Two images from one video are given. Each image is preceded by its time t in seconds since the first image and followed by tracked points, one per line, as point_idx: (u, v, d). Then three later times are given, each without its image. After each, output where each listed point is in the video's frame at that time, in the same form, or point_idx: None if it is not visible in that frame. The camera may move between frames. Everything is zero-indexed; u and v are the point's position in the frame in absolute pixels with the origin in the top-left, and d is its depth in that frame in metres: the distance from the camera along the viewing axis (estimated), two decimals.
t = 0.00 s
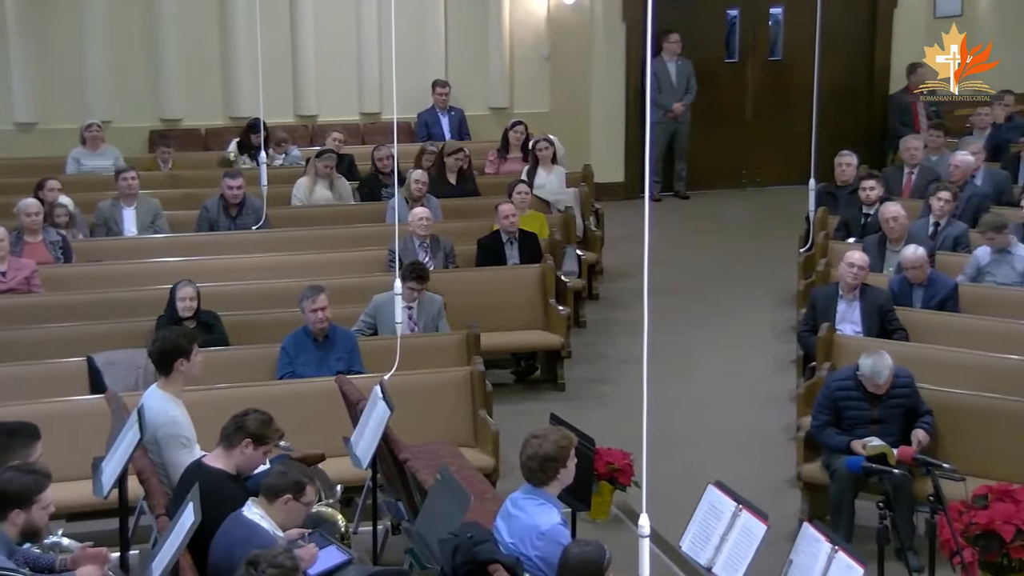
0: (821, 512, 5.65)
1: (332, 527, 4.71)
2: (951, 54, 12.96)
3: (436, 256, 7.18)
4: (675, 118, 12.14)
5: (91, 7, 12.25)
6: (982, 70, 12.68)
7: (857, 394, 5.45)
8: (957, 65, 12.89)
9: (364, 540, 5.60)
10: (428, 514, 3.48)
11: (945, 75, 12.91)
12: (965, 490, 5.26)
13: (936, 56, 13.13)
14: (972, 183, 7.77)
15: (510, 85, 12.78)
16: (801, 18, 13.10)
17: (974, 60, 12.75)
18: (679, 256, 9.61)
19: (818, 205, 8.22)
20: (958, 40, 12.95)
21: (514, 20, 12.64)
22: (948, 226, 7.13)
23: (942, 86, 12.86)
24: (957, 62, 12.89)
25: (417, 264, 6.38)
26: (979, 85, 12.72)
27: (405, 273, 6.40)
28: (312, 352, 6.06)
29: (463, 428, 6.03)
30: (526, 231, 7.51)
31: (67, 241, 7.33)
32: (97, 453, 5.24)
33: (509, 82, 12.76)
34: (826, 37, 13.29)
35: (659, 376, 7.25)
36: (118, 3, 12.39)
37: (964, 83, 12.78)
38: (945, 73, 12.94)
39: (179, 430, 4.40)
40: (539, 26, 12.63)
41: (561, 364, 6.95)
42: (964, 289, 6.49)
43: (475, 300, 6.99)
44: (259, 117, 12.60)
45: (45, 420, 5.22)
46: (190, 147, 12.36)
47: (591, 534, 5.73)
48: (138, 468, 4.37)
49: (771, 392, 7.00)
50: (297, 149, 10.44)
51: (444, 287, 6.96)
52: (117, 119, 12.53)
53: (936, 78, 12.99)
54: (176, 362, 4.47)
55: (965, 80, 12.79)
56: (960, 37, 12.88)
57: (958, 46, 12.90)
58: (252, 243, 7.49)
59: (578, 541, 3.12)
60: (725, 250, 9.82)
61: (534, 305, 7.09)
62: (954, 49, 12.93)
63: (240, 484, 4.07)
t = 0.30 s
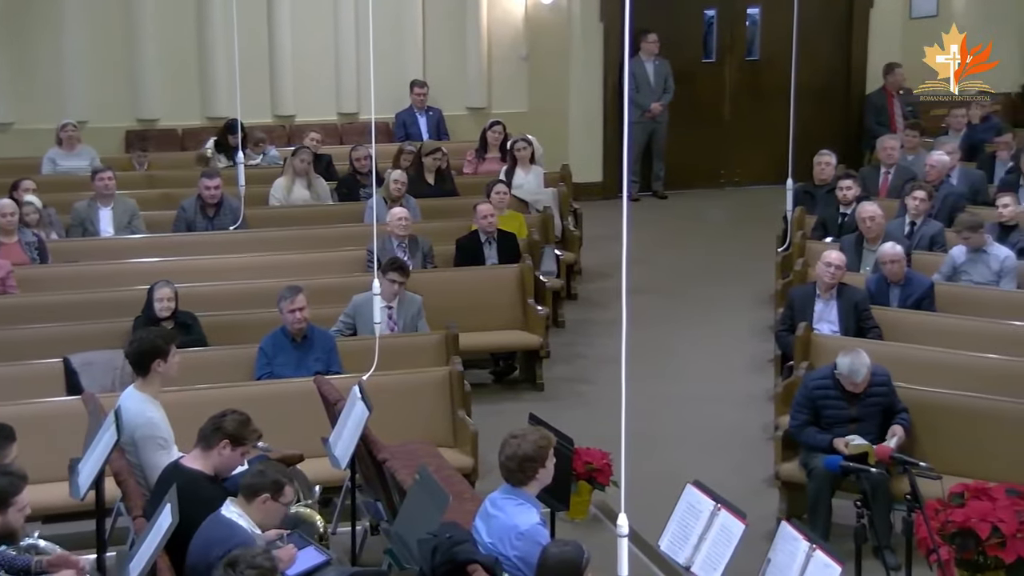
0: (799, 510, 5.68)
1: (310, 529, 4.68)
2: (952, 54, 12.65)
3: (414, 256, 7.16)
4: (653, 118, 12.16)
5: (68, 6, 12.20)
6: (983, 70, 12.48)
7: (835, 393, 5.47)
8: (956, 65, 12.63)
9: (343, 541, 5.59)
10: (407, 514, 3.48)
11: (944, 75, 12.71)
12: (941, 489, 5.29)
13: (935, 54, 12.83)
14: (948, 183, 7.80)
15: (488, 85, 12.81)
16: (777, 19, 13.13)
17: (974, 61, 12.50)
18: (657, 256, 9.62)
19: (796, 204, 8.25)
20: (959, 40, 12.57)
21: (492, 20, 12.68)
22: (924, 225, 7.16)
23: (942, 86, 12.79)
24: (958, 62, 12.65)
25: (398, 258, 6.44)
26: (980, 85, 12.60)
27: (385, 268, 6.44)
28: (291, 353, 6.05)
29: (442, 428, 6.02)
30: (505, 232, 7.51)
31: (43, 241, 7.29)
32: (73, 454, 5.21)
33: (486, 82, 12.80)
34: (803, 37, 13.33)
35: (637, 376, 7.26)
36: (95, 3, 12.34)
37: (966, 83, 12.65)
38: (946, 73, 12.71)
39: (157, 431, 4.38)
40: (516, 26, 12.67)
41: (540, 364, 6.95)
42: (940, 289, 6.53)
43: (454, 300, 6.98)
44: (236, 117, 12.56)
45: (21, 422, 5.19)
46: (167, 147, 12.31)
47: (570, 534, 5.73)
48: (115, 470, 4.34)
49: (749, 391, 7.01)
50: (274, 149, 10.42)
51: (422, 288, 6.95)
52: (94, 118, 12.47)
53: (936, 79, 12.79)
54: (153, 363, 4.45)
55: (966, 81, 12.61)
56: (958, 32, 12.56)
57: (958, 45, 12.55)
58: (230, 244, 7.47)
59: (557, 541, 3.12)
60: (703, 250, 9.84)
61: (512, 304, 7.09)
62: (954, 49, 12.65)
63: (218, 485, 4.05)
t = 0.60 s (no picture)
0: (776, 509, 5.70)
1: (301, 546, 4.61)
2: (952, 54, 12.50)
3: (391, 256, 7.15)
4: (630, 118, 12.17)
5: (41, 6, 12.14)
6: (982, 70, 12.33)
7: (811, 391, 5.50)
8: (956, 65, 12.49)
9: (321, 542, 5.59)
10: (386, 514, 3.47)
11: (944, 75, 12.60)
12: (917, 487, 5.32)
13: (934, 55, 12.68)
14: (924, 183, 7.84)
15: (465, 85, 12.82)
16: (752, 19, 13.17)
17: (973, 61, 12.38)
18: (635, 256, 9.63)
19: (772, 204, 8.27)
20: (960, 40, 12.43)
21: (468, 19, 12.70)
22: (900, 224, 7.20)
23: (942, 86, 12.66)
24: (957, 63, 12.53)
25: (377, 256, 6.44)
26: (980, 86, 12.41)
27: (363, 266, 6.46)
28: (268, 354, 6.03)
29: (420, 428, 6.02)
30: (482, 232, 7.51)
31: (17, 242, 7.25)
32: (49, 456, 5.18)
33: (463, 82, 12.81)
34: (779, 36, 13.37)
35: (615, 376, 7.27)
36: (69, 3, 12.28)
37: (965, 83, 12.48)
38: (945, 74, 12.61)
39: (134, 432, 4.35)
40: (493, 25, 12.70)
41: (518, 364, 6.95)
42: (916, 288, 6.56)
43: (432, 301, 6.98)
44: (211, 118, 12.50)
45: None
46: (142, 148, 12.24)
47: (548, 534, 5.74)
48: (91, 471, 4.31)
49: (727, 391, 7.03)
50: (250, 149, 10.38)
51: (400, 288, 6.94)
52: (68, 119, 12.41)
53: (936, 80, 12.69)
54: (130, 364, 4.42)
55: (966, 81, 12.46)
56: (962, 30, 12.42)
57: (958, 45, 12.42)
58: (206, 244, 7.44)
59: (536, 540, 3.12)
60: (680, 250, 9.85)
61: (490, 304, 7.09)
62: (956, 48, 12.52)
63: (195, 486, 4.03)
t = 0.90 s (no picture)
0: (754, 508, 5.72)
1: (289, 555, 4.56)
2: (952, 54, 12.19)
3: (369, 256, 7.14)
4: (608, 118, 12.17)
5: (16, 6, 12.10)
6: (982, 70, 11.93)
7: (788, 387, 5.52)
8: (957, 65, 12.12)
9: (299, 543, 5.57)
10: (365, 514, 3.48)
11: (944, 75, 12.24)
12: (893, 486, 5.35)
13: (934, 55, 12.36)
14: (900, 182, 7.87)
15: (443, 85, 12.79)
16: (729, 19, 13.21)
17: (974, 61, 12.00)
18: (613, 256, 9.63)
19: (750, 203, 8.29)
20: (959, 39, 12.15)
21: (446, 19, 12.70)
22: (877, 224, 7.23)
23: (942, 86, 12.33)
24: (958, 63, 12.15)
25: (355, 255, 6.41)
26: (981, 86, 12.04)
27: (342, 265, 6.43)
28: (245, 354, 6.01)
29: (398, 428, 6.02)
30: (460, 232, 7.50)
31: None
32: (24, 458, 5.16)
33: (441, 81, 12.78)
34: (756, 37, 13.41)
35: (594, 375, 7.27)
36: (46, 3, 12.22)
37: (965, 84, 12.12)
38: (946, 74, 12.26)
39: (111, 433, 4.34)
40: (471, 25, 12.69)
41: (496, 364, 6.95)
42: (893, 287, 6.58)
43: (410, 301, 6.97)
44: (188, 118, 12.45)
45: None
46: (118, 148, 12.19)
47: (527, 534, 5.74)
48: (67, 473, 4.29)
49: (705, 390, 7.05)
50: (226, 149, 10.34)
51: (378, 288, 6.93)
52: (43, 118, 12.36)
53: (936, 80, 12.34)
54: (106, 365, 4.40)
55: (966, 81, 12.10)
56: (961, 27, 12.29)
57: (959, 45, 12.10)
58: (184, 245, 7.41)
59: (516, 541, 3.12)
60: (659, 250, 9.86)
61: (468, 304, 7.08)
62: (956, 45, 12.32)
63: (171, 487, 4.01)
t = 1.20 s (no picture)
0: (732, 508, 5.73)
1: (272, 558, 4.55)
2: (952, 54, 12.25)
3: (348, 256, 7.13)
4: (586, 118, 12.18)
5: None
6: (982, 70, 12.04)
7: (765, 386, 5.53)
8: (956, 66, 12.23)
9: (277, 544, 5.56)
10: (342, 517, 3.48)
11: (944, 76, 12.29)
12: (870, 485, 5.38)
13: (934, 55, 12.43)
14: (877, 182, 7.90)
15: (421, 85, 12.72)
16: (706, 19, 13.23)
17: (974, 61, 12.11)
18: (591, 256, 9.64)
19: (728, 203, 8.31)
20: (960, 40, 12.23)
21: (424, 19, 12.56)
22: (853, 223, 7.25)
23: (941, 86, 12.38)
24: (957, 63, 12.27)
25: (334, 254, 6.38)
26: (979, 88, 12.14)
27: (320, 265, 6.40)
28: (223, 355, 5.99)
29: (377, 428, 6.01)
30: (439, 232, 7.50)
31: None
32: None
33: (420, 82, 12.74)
34: (734, 38, 13.42)
35: (572, 376, 7.28)
36: (21, 3, 12.17)
37: (965, 84, 12.20)
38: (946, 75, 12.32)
39: (87, 435, 4.32)
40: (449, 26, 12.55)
41: (475, 364, 6.95)
42: (870, 287, 6.61)
43: (388, 302, 6.96)
44: (164, 118, 12.41)
45: None
46: (94, 149, 12.15)
47: (505, 535, 5.74)
48: (43, 475, 4.28)
49: (683, 390, 7.06)
50: (204, 149, 10.31)
51: (356, 288, 6.92)
52: (19, 118, 12.31)
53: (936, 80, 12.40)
54: (83, 366, 4.39)
55: (965, 82, 12.19)
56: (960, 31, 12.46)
57: (958, 45, 12.19)
58: (161, 246, 7.39)
59: (494, 541, 3.12)
60: (637, 250, 9.87)
61: (446, 304, 7.08)
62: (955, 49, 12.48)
63: (147, 488, 3.99)
